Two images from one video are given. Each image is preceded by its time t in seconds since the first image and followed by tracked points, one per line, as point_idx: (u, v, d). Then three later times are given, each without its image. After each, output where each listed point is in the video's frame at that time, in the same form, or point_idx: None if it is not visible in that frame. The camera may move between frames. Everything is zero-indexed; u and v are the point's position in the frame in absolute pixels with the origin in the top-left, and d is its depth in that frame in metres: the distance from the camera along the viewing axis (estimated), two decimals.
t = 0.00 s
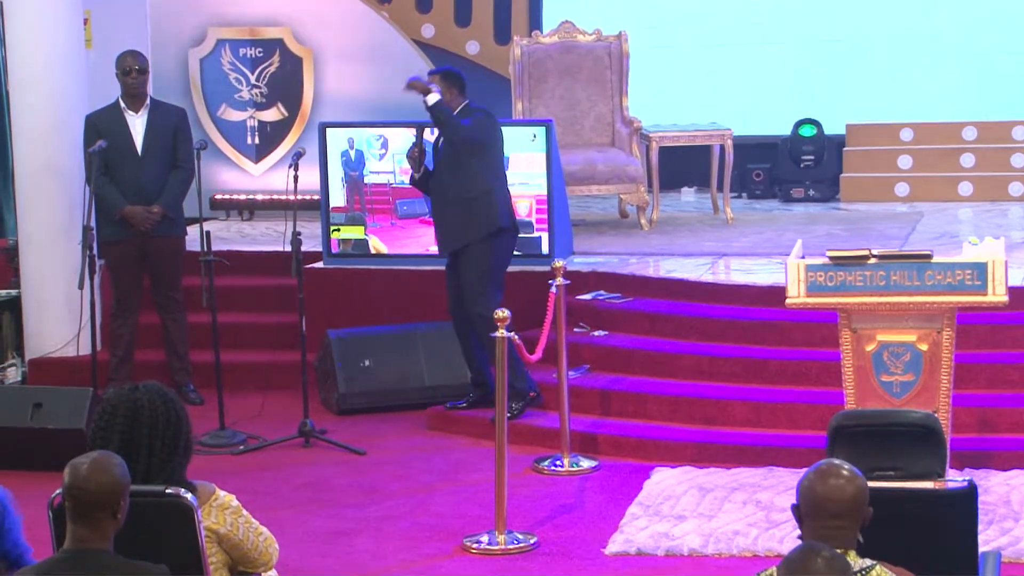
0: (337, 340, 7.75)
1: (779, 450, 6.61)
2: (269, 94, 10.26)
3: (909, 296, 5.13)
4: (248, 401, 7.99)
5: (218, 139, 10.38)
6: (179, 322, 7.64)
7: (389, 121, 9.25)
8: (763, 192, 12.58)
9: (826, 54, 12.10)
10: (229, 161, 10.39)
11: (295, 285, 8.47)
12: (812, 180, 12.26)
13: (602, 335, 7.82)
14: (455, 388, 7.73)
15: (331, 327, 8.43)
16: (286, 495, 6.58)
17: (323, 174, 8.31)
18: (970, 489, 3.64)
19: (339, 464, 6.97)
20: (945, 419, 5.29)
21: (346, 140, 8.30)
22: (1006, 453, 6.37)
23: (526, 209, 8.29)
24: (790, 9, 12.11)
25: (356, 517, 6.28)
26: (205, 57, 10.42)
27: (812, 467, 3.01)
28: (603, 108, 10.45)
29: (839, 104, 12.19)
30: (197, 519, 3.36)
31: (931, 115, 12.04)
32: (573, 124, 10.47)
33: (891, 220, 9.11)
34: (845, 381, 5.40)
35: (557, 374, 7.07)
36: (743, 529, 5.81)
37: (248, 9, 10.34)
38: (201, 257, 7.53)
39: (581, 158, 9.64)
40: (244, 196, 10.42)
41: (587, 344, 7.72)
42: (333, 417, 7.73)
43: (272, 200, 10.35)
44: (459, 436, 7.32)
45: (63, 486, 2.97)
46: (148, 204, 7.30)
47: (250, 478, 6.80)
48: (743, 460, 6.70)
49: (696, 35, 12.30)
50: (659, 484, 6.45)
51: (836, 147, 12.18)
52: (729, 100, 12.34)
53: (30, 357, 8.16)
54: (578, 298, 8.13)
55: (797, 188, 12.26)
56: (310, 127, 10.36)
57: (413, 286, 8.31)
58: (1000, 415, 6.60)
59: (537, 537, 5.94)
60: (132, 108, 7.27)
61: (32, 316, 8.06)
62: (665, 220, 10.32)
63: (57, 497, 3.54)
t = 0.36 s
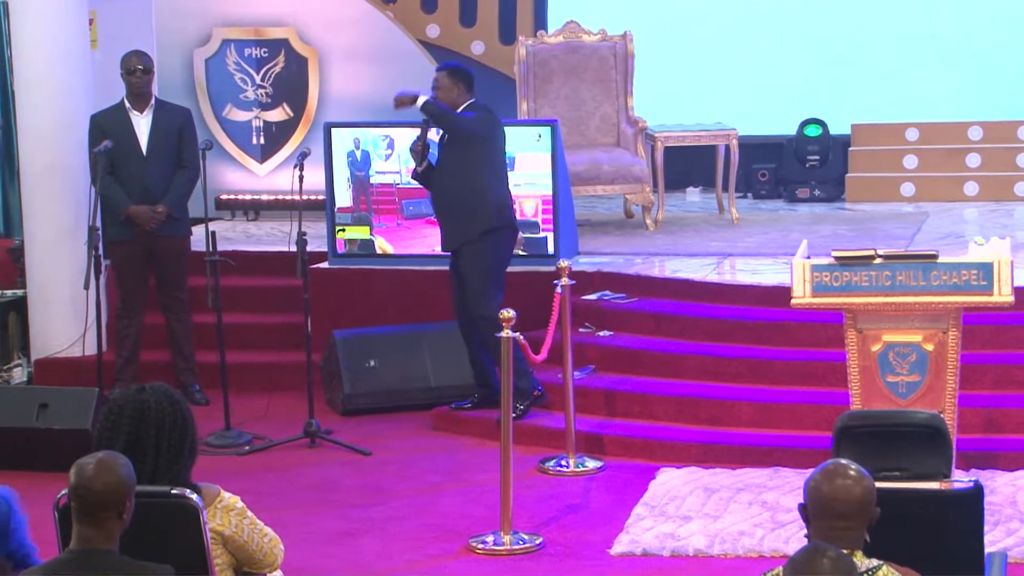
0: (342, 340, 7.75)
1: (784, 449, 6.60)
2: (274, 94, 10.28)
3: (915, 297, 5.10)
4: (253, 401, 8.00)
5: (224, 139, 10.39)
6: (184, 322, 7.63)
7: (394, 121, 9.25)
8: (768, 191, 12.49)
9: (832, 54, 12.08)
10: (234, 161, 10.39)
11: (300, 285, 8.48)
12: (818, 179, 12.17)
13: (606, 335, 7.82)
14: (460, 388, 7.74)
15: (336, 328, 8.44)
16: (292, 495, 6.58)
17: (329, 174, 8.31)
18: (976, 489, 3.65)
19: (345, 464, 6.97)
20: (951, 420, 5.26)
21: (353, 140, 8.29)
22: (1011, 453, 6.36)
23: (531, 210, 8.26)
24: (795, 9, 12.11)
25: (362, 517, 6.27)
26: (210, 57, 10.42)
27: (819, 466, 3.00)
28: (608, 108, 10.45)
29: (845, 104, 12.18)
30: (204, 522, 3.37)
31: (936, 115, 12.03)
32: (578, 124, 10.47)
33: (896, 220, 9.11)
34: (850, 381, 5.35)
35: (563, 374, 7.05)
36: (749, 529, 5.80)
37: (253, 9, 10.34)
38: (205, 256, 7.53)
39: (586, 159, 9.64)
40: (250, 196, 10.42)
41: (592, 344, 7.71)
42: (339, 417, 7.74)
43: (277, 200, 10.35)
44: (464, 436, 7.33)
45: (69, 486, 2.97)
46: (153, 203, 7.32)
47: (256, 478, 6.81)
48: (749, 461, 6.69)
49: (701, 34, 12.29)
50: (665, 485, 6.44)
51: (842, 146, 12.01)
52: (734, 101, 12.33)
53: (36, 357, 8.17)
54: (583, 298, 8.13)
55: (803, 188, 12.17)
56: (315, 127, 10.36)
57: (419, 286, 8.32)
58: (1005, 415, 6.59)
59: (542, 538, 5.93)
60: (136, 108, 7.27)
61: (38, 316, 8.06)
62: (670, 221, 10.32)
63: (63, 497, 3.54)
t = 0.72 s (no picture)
0: (350, 340, 7.77)
1: (793, 450, 6.59)
2: (283, 95, 10.27)
3: (924, 298, 5.02)
4: (261, 402, 8.00)
5: (232, 140, 10.41)
6: (192, 323, 7.63)
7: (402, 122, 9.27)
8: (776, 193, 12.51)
9: (839, 54, 12.09)
10: (243, 162, 10.41)
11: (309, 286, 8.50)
12: (826, 180, 12.20)
13: (615, 336, 7.84)
14: (469, 389, 7.74)
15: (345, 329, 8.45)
16: (300, 496, 6.58)
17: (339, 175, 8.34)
18: (985, 490, 3.66)
19: (353, 465, 6.97)
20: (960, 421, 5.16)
21: (363, 141, 8.34)
22: (1021, 454, 6.35)
23: (542, 211, 8.29)
24: (801, 10, 12.11)
25: (370, 518, 6.27)
26: (218, 59, 10.41)
27: (826, 468, 2.97)
28: (616, 108, 10.45)
29: (852, 105, 12.18)
30: (213, 523, 3.36)
31: (943, 116, 12.02)
32: (587, 125, 10.48)
33: (904, 221, 9.10)
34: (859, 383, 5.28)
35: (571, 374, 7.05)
36: (757, 530, 5.80)
37: (263, 11, 10.37)
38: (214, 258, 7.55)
39: (595, 160, 9.65)
40: (259, 197, 10.43)
41: (601, 346, 7.72)
42: (346, 417, 7.74)
43: (286, 201, 10.37)
44: (472, 437, 7.33)
45: (78, 487, 2.97)
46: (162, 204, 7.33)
47: (264, 479, 6.81)
48: (758, 462, 6.68)
49: (708, 35, 12.29)
50: (673, 486, 6.44)
51: (850, 148, 12.09)
52: (741, 102, 12.33)
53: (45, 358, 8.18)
54: (592, 299, 8.14)
55: (811, 189, 12.22)
56: (324, 128, 10.38)
57: (426, 287, 8.32)
58: (1015, 416, 6.58)
59: (550, 538, 5.93)
60: (145, 109, 7.29)
61: (46, 317, 8.08)
62: (679, 222, 10.32)
63: (71, 499, 3.54)
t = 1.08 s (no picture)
0: (353, 344, 7.77)
1: (797, 454, 6.57)
2: (286, 99, 10.33)
3: (927, 301, 4.99)
4: (264, 405, 8.00)
5: (235, 144, 10.42)
6: (195, 327, 7.63)
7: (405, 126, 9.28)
8: (779, 196, 12.56)
9: (841, 58, 12.09)
10: (246, 166, 10.43)
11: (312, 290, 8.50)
12: (830, 183, 12.19)
13: (617, 340, 7.84)
14: (471, 393, 7.75)
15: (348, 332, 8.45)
16: (303, 500, 6.58)
17: (344, 180, 8.36)
18: (987, 492, 3.63)
19: (356, 468, 6.97)
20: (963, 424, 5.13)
21: (367, 145, 8.36)
22: None
23: (546, 214, 8.29)
24: (804, 14, 12.12)
25: (372, 522, 6.27)
26: (222, 62, 10.43)
27: (829, 471, 2.95)
28: (619, 112, 10.46)
29: (854, 109, 12.18)
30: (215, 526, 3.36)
31: (945, 120, 12.02)
32: (589, 129, 10.49)
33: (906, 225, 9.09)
34: (861, 388, 5.24)
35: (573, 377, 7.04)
36: (760, 534, 5.79)
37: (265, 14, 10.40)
38: (217, 262, 7.55)
39: (598, 164, 9.65)
40: (262, 201, 10.41)
41: (604, 349, 7.72)
42: (350, 421, 7.74)
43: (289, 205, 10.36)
44: (475, 441, 7.33)
45: (81, 490, 2.96)
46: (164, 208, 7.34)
47: (267, 483, 6.81)
48: (762, 466, 6.66)
49: (710, 39, 12.28)
50: (676, 490, 6.43)
51: (853, 150, 12.01)
52: (743, 105, 12.33)
53: (47, 362, 8.18)
54: (595, 303, 8.13)
55: (814, 193, 12.22)
56: (327, 131, 10.38)
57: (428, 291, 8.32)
58: (1018, 419, 6.57)
59: (553, 542, 5.92)
60: (148, 112, 7.29)
61: (49, 319, 8.08)
62: (681, 225, 10.32)
63: (74, 501, 3.54)
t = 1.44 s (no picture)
0: (353, 349, 7.78)
1: (798, 460, 6.58)
2: (287, 105, 10.33)
3: (927, 307, 4.98)
4: (265, 411, 8.01)
5: (236, 150, 10.43)
6: (197, 332, 7.64)
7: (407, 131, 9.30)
8: (780, 202, 12.51)
9: (841, 64, 12.10)
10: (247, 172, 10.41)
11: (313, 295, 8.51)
12: (830, 188, 12.14)
13: (618, 345, 7.84)
14: (472, 399, 7.75)
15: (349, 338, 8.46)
16: (304, 505, 6.58)
17: (346, 186, 8.36)
18: (988, 499, 3.65)
19: (357, 474, 6.98)
20: (964, 430, 5.13)
21: (368, 151, 8.33)
22: None
23: (547, 221, 8.29)
24: (804, 19, 12.13)
25: (373, 527, 6.27)
26: (222, 68, 10.44)
27: (829, 476, 2.94)
28: (620, 118, 10.46)
29: (854, 114, 12.20)
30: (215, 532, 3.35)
31: (946, 125, 12.03)
32: (590, 135, 10.49)
33: (908, 231, 9.10)
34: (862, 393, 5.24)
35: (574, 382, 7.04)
36: (761, 540, 5.79)
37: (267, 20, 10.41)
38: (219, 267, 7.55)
39: (599, 169, 9.66)
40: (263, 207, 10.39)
41: (604, 354, 7.73)
42: (350, 427, 7.74)
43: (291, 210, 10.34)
44: (475, 446, 7.34)
45: (82, 496, 2.95)
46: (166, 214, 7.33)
47: (268, 488, 6.81)
48: (763, 471, 6.66)
49: (711, 44, 12.29)
50: (676, 495, 6.43)
51: (854, 157, 12.04)
52: (744, 109, 12.34)
53: (48, 368, 8.19)
54: (596, 308, 8.13)
55: (814, 199, 12.17)
56: (327, 137, 10.39)
57: (430, 297, 8.33)
58: (1019, 425, 6.58)
59: (554, 548, 5.92)
60: (151, 116, 7.30)
61: (50, 324, 8.08)
62: (682, 231, 10.31)
63: (75, 507, 3.53)
